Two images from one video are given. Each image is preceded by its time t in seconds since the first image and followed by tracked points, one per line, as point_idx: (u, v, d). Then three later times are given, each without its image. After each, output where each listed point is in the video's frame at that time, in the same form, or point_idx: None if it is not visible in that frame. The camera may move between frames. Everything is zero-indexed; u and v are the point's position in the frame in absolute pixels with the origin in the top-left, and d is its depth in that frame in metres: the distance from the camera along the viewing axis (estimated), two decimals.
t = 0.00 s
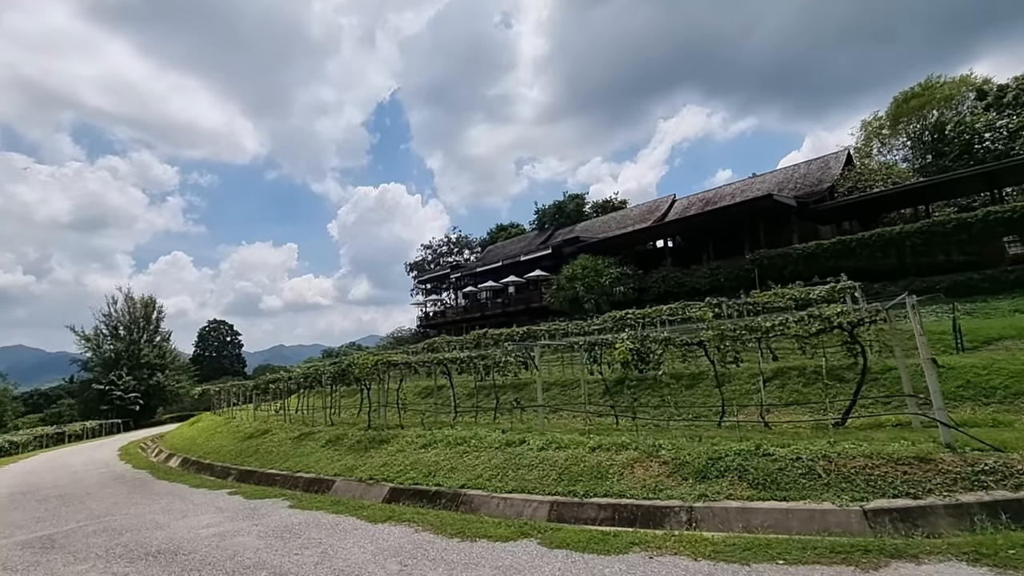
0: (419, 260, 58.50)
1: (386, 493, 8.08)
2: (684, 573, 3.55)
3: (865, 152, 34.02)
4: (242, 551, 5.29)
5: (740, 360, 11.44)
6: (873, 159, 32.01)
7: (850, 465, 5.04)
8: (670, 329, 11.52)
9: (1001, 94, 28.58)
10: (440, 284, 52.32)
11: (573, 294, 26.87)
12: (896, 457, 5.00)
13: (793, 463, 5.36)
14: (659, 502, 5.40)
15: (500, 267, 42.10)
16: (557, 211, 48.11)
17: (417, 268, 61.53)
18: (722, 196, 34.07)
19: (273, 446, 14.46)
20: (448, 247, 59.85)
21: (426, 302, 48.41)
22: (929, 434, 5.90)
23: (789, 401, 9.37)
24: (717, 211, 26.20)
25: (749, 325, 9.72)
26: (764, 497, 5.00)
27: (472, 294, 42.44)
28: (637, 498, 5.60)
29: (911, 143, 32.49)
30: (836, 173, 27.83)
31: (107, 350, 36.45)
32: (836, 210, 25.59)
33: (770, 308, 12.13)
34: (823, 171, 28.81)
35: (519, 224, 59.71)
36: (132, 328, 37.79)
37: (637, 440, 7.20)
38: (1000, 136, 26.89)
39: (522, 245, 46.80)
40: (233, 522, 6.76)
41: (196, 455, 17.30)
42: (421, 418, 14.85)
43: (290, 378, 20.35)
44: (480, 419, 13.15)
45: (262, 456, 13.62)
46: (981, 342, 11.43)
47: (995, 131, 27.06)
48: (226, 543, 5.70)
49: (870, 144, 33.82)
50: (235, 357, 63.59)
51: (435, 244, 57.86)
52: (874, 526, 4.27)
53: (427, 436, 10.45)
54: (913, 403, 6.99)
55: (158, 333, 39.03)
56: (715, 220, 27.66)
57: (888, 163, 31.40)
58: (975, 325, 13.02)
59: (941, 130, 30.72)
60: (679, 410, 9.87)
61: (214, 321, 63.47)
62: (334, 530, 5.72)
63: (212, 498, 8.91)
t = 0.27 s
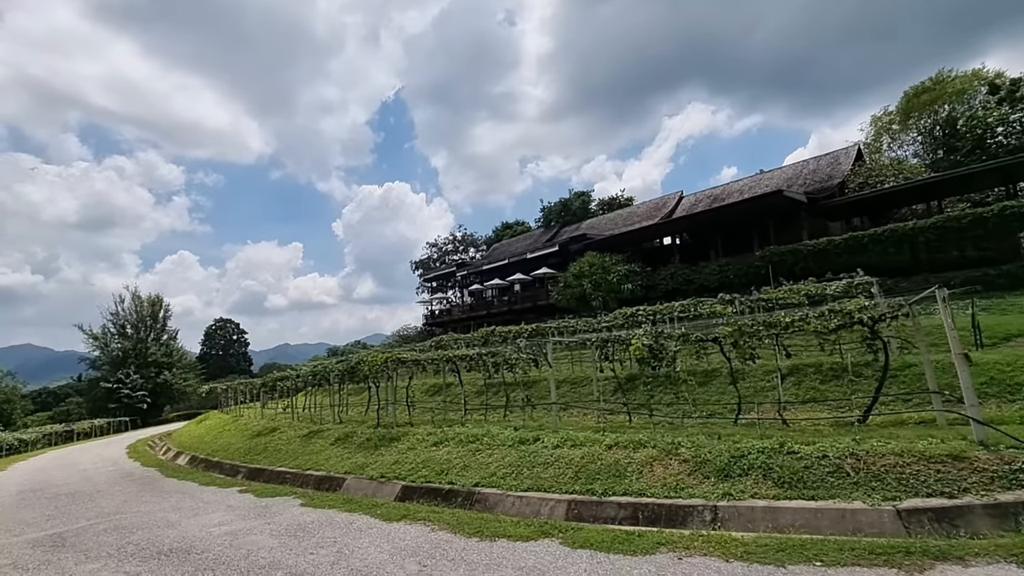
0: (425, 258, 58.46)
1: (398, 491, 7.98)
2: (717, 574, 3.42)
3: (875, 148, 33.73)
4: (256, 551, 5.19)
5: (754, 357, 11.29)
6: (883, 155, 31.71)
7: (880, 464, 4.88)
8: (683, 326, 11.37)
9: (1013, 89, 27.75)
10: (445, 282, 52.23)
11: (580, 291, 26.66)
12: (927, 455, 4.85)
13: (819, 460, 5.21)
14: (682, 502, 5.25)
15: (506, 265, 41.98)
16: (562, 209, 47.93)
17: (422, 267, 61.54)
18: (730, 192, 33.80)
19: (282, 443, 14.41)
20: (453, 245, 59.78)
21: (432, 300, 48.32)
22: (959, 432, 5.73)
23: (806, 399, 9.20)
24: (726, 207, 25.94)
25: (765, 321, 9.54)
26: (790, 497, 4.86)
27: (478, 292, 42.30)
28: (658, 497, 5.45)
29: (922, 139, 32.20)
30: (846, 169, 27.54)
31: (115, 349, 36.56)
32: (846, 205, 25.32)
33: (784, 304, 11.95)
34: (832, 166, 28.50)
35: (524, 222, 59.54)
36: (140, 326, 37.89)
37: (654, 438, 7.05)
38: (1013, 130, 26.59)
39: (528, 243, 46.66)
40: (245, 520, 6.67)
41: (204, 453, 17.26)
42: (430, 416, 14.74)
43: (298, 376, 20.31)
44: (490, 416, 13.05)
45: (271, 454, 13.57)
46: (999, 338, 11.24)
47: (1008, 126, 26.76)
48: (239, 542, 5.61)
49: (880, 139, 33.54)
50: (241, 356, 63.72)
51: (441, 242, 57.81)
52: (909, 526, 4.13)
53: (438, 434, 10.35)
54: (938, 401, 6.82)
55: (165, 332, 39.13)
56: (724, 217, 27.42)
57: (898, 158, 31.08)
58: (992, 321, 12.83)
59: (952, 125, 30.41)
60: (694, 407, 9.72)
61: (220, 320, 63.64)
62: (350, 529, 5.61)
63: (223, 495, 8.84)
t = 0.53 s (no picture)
0: (428, 258, 58.37)
1: (408, 493, 7.86)
2: None
3: (882, 145, 33.47)
4: (267, 555, 5.08)
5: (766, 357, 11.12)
6: (891, 152, 31.45)
7: (909, 466, 4.73)
8: (694, 324, 11.21)
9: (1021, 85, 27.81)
10: (449, 282, 52.13)
11: (586, 290, 26.47)
12: (959, 457, 4.70)
13: (845, 462, 5.07)
14: (703, 504, 5.11)
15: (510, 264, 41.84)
16: (566, 208, 47.76)
17: (426, 267, 61.45)
18: (736, 191, 33.59)
19: (288, 444, 14.31)
20: (456, 245, 59.67)
21: (436, 299, 48.23)
22: (987, 434, 5.57)
23: (821, 399, 9.04)
24: (732, 206, 25.76)
25: (780, 320, 9.39)
26: (816, 499, 4.71)
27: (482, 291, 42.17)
28: (677, 500, 5.32)
29: (929, 136, 31.95)
30: (854, 166, 27.32)
31: (119, 349, 36.57)
32: (854, 203, 25.11)
33: (795, 303, 11.79)
34: (839, 164, 28.25)
35: (528, 221, 59.37)
36: (144, 327, 37.90)
37: (670, 438, 6.91)
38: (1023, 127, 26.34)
39: (532, 242, 46.50)
40: (255, 523, 6.56)
41: (209, 453, 17.17)
42: (436, 416, 14.61)
43: (302, 376, 20.21)
44: (498, 416, 12.92)
45: (277, 455, 13.48)
46: (1016, 337, 11.04)
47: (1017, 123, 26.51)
48: (249, 546, 5.50)
49: (886, 137, 33.29)
50: (245, 356, 63.76)
51: (444, 242, 57.73)
52: (943, 530, 4.00)
53: (447, 434, 10.22)
54: (961, 401, 6.66)
55: (169, 332, 39.14)
56: (730, 215, 27.24)
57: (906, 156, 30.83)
58: (1007, 319, 12.62)
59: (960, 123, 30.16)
60: (707, 407, 9.57)
61: (224, 320, 63.69)
62: (362, 532, 5.50)
63: (230, 497, 8.74)
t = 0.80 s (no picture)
0: (431, 257, 58.25)
1: (417, 494, 7.73)
2: None
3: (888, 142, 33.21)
4: (277, 558, 4.97)
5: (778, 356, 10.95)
6: (897, 149, 31.20)
7: (939, 466, 4.58)
8: (705, 322, 11.06)
9: None
10: (452, 281, 52.00)
11: (591, 289, 26.26)
12: (991, 457, 4.54)
13: (871, 462, 4.91)
14: (724, 506, 4.96)
15: (514, 263, 41.67)
16: (570, 207, 47.57)
17: (429, 266, 61.33)
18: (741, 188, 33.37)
19: (294, 444, 14.18)
20: (459, 244, 59.55)
21: (439, 299, 48.12)
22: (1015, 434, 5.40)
23: (836, 397, 8.88)
24: (738, 204, 25.57)
25: (793, 317, 9.22)
26: (843, 501, 4.56)
27: (485, 290, 42.05)
28: (696, 501, 5.17)
29: (937, 133, 31.68)
30: (861, 164, 27.09)
31: (123, 349, 36.54)
32: (862, 201, 24.89)
33: (807, 300, 11.61)
34: (845, 161, 28.02)
35: (531, 220, 59.21)
36: (147, 326, 37.86)
37: (685, 438, 6.76)
38: None
39: (536, 241, 46.33)
40: (262, 524, 6.45)
41: (214, 453, 17.08)
42: (442, 415, 14.48)
43: (306, 376, 20.08)
44: (505, 416, 12.77)
45: (282, 454, 13.36)
46: None
47: None
48: (258, 549, 5.39)
49: (893, 134, 33.03)
50: (248, 356, 63.73)
51: (447, 241, 57.59)
52: (980, 532, 3.85)
53: (454, 434, 10.09)
54: (984, 400, 6.49)
55: (173, 332, 39.10)
56: (736, 214, 27.05)
57: (913, 153, 30.58)
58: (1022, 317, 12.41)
59: (967, 119, 29.92)
60: (718, 406, 9.42)
61: (227, 320, 63.69)
62: (373, 534, 5.38)
63: (236, 498, 8.61)
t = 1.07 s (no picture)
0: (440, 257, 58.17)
1: (431, 494, 7.58)
2: None
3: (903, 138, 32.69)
4: (291, 561, 4.85)
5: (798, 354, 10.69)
6: (913, 145, 30.69)
7: (981, 467, 4.37)
8: (723, 320, 10.83)
9: None
10: (460, 280, 51.87)
11: (601, 288, 25.97)
12: None
13: (908, 462, 4.71)
14: (754, 508, 4.77)
15: (523, 262, 41.47)
16: (579, 205, 47.30)
17: (437, 266, 61.27)
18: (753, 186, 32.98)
19: (305, 443, 14.09)
20: (468, 244, 59.44)
21: (448, 298, 48.02)
22: None
23: (860, 396, 8.64)
24: (751, 201, 25.24)
25: (815, 314, 8.97)
26: (881, 503, 4.36)
27: (494, 289, 41.88)
28: (723, 503, 4.97)
29: (953, 128, 31.16)
30: (876, 159, 26.66)
31: (134, 349, 36.73)
32: (877, 197, 24.49)
33: (827, 297, 11.35)
34: (860, 157, 27.59)
35: (539, 219, 58.97)
36: (158, 326, 38.05)
37: (708, 437, 6.56)
38: None
39: (545, 240, 46.11)
40: (276, 525, 6.33)
41: (225, 452, 17.05)
42: (454, 415, 14.34)
43: (317, 375, 20.00)
44: (517, 415, 12.60)
45: (293, 454, 13.28)
46: None
47: None
48: (272, 551, 5.26)
49: (908, 129, 32.52)
50: (258, 356, 63.98)
51: (455, 241, 57.51)
52: None
53: (468, 434, 9.93)
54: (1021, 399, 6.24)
55: (183, 332, 39.27)
56: (748, 211, 26.72)
57: (929, 148, 30.06)
58: None
59: (985, 114, 29.40)
60: (738, 405, 9.20)
61: (237, 320, 64.00)
62: (390, 537, 5.24)
63: (248, 498, 8.50)
